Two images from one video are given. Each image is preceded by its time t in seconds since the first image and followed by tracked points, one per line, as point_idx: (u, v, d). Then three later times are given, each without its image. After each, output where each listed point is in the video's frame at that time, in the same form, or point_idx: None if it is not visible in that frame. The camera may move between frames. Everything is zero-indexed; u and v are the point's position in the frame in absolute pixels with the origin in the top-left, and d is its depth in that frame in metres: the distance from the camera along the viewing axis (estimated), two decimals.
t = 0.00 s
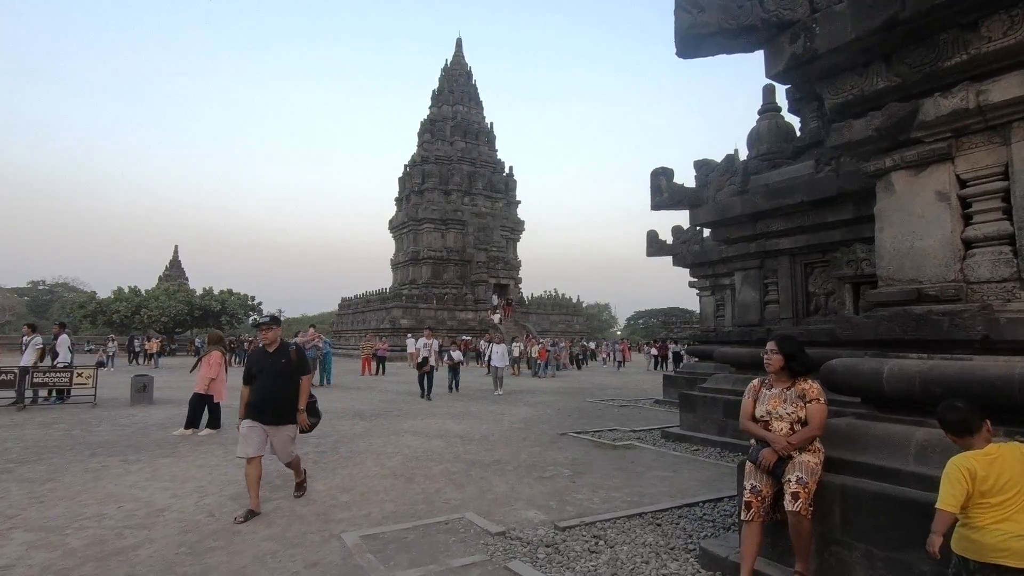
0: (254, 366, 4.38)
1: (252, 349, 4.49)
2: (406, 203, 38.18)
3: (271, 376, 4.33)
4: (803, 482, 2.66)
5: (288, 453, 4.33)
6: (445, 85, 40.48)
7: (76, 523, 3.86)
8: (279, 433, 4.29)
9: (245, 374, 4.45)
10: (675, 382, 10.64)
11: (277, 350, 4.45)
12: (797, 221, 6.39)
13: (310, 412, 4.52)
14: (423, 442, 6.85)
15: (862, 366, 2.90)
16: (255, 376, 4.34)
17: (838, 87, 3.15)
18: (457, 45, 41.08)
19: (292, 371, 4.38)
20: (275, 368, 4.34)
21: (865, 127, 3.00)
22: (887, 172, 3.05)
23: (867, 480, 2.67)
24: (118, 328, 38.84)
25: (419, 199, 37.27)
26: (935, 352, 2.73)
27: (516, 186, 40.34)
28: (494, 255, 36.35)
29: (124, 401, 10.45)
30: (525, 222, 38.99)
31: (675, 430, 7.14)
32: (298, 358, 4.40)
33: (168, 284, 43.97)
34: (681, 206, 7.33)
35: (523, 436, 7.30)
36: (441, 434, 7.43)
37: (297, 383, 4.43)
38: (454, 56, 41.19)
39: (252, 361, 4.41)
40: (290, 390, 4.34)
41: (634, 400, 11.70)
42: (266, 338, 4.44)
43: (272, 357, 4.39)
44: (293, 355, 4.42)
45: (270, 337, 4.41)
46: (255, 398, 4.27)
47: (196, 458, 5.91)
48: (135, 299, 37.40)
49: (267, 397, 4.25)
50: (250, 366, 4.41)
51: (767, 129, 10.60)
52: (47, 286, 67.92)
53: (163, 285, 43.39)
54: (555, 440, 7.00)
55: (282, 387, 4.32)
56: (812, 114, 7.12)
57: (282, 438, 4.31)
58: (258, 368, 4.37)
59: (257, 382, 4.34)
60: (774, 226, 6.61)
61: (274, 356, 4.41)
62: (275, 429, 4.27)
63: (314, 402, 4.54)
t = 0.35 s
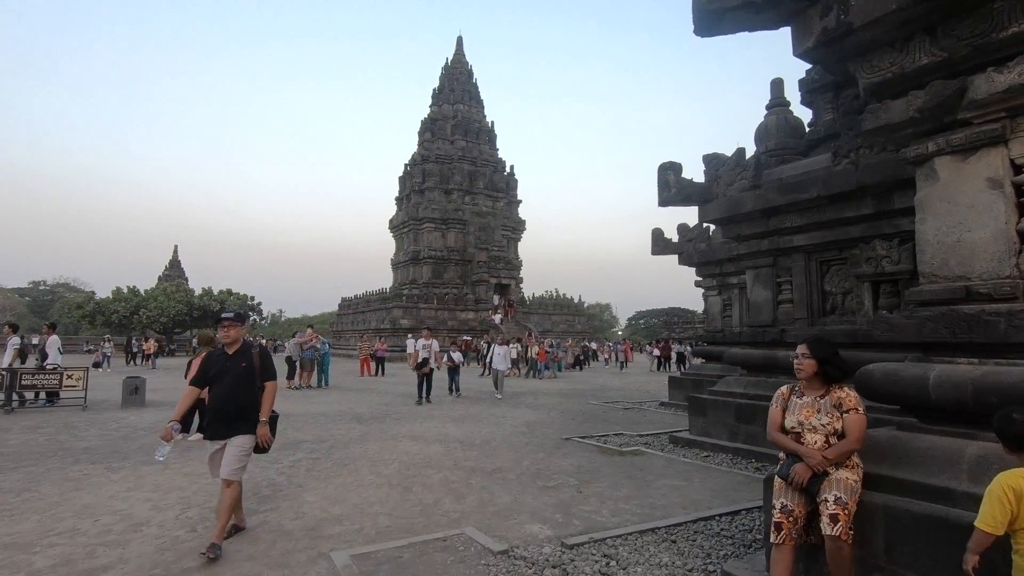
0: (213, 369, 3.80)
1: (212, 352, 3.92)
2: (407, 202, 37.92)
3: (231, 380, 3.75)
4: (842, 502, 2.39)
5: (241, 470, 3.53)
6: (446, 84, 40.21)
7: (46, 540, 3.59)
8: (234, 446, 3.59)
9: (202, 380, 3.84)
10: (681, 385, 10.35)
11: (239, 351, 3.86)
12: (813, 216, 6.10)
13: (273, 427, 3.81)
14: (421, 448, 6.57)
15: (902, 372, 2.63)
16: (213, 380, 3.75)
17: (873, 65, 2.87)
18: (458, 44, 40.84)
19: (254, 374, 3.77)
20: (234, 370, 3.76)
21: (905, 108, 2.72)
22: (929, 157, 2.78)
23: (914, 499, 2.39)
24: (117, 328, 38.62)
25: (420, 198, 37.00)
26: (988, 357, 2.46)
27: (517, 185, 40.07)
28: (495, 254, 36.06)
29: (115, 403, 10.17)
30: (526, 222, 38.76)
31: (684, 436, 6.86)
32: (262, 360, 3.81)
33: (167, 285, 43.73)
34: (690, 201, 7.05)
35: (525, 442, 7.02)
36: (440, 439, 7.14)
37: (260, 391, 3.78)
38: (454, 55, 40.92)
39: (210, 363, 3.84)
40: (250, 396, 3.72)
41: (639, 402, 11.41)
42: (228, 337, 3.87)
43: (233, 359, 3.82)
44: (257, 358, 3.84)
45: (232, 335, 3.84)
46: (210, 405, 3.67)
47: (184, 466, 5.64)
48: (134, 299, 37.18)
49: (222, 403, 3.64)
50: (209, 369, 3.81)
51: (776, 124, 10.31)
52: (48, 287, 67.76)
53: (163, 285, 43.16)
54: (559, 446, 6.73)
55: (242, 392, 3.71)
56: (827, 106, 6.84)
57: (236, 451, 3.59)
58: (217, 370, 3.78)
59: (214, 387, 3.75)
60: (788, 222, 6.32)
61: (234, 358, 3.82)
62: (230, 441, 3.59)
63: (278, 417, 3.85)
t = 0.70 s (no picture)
0: (163, 375, 3.19)
1: (163, 352, 3.28)
2: (408, 202, 37.70)
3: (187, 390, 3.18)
4: (894, 521, 2.14)
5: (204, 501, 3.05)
6: (447, 83, 39.96)
7: (21, 555, 3.34)
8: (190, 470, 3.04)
9: (147, 386, 3.20)
10: (688, 386, 10.11)
11: (197, 355, 3.27)
12: (830, 211, 5.87)
13: (237, 444, 3.31)
14: (423, 453, 6.32)
15: (956, 374, 2.39)
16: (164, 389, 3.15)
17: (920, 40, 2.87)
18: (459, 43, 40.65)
19: (215, 385, 3.22)
20: (192, 378, 3.19)
21: (960, 84, 2.71)
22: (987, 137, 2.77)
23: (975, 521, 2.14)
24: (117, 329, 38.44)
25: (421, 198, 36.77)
26: None
27: (519, 185, 39.85)
28: (497, 254, 35.82)
29: (109, 406, 9.93)
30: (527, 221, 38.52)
31: (696, 440, 6.62)
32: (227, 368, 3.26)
33: (168, 285, 43.55)
34: (702, 195, 6.80)
35: (530, 446, 6.78)
36: (442, 443, 6.91)
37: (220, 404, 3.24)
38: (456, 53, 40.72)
39: (160, 368, 3.22)
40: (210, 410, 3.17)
41: (645, 404, 11.16)
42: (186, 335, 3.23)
43: (191, 365, 3.22)
44: (221, 364, 3.27)
45: (195, 335, 3.19)
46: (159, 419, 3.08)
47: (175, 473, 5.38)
48: (134, 300, 36.99)
49: (177, 417, 3.06)
50: (158, 373, 3.20)
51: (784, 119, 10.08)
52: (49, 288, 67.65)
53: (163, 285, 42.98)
54: (566, 451, 6.48)
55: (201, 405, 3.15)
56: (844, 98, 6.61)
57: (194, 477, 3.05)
58: (170, 378, 3.17)
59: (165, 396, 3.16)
60: (805, 217, 6.08)
61: (191, 363, 3.23)
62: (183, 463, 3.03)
63: (243, 432, 3.35)
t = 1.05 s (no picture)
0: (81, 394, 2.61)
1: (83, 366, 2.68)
2: (409, 201, 37.48)
3: (111, 410, 2.58)
4: (960, 548, 1.91)
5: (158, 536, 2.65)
6: (449, 82, 39.73)
7: None
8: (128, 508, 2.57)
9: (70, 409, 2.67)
10: (696, 388, 9.85)
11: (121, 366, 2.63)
12: (851, 207, 5.62)
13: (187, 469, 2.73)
14: (426, 459, 6.08)
15: None
16: (83, 414, 2.58)
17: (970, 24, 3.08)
18: (461, 41, 40.44)
19: (146, 404, 2.61)
20: (115, 398, 2.59)
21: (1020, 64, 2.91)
22: None
23: None
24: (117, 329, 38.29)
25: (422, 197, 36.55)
26: None
27: (520, 184, 39.58)
28: (498, 254, 35.58)
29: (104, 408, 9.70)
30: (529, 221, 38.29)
31: (708, 445, 6.36)
32: (157, 382, 2.62)
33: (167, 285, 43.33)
34: (715, 191, 6.58)
35: (536, 451, 6.53)
36: (445, 447, 6.66)
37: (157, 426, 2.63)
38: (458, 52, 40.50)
39: (79, 387, 2.63)
40: (142, 433, 2.60)
41: (652, 406, 10.92)
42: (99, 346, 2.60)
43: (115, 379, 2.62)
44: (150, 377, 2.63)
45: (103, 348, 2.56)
46: (77, 450, 2.53)
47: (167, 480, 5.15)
48: (133, 300, 36.81)
49: (101, 448, 2.53)
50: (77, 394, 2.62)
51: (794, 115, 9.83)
52: (49, 288, 67.46)
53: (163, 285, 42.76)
54: (574, 456, 6.24)
55: (130, 430, 2.58)
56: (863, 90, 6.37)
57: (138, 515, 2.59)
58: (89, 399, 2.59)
59: (85, 420, 2.58)
60: (823, 213, 5.84)
61: (114, 379, 2.63)
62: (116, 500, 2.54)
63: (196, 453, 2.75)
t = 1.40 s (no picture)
0: None
1: None
2: (410, 200, 37.24)
3: None
4: None
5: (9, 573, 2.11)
6: (450, 80, 39.47)
7: None
8: None
9: None
10: (705, 388, 9.60)
11: None
12: (873, 198, 5.36)
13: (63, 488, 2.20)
14: (428, 461, 5.83)
15: None
16: None
17: None
18: (462, 39, 40.20)
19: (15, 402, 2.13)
20: None
21: None
22: None
23: None
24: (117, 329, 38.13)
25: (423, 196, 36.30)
26: None
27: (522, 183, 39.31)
28: (500, 253, 35.33)
29: (97, 409, 9.46)
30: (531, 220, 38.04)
31: (722, 447, 6.11)
32: (29, 373, 2.14)
33: (167, 285, 43.09)
34: (729, 183, 6.36)
35: (542, 454, 6.28)
36: (447, 450, 6.42)
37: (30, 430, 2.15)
38: (459, 51, 40.26)
39: None
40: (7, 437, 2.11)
41: (658, 406, 10.68)
42: None
43: None
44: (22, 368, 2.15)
45: None
46: None
47: (155, 485, 4.90)
48: (133, 300, 36.62)
49: None
50: None
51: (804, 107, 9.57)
52: (50, 288, 67.24)
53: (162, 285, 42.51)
54: (581, 459, 6.00)
55: None
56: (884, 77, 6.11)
57: None
58: None
59: None
60: (843, 205, 5.58)
61: None
62: None
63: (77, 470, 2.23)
